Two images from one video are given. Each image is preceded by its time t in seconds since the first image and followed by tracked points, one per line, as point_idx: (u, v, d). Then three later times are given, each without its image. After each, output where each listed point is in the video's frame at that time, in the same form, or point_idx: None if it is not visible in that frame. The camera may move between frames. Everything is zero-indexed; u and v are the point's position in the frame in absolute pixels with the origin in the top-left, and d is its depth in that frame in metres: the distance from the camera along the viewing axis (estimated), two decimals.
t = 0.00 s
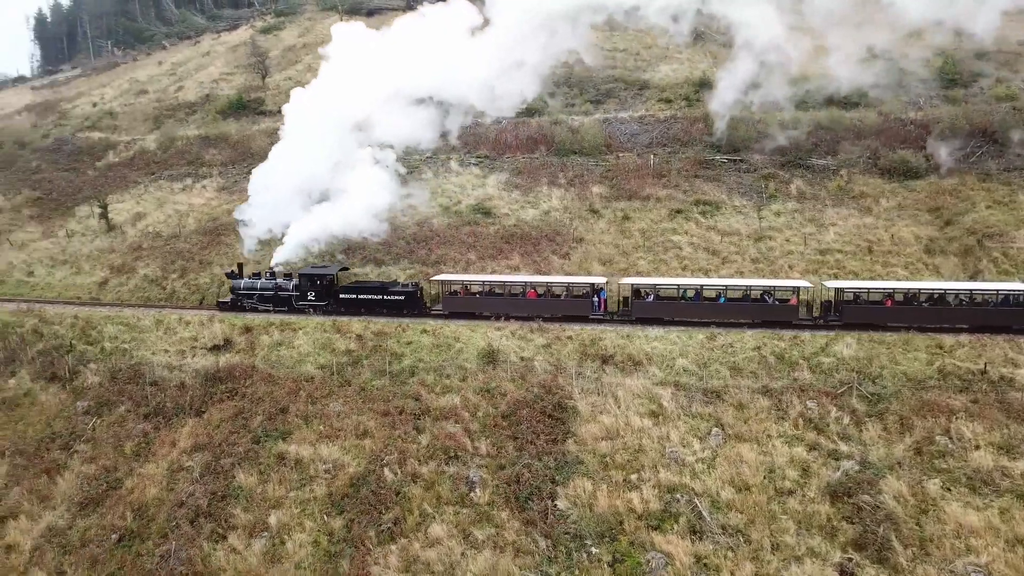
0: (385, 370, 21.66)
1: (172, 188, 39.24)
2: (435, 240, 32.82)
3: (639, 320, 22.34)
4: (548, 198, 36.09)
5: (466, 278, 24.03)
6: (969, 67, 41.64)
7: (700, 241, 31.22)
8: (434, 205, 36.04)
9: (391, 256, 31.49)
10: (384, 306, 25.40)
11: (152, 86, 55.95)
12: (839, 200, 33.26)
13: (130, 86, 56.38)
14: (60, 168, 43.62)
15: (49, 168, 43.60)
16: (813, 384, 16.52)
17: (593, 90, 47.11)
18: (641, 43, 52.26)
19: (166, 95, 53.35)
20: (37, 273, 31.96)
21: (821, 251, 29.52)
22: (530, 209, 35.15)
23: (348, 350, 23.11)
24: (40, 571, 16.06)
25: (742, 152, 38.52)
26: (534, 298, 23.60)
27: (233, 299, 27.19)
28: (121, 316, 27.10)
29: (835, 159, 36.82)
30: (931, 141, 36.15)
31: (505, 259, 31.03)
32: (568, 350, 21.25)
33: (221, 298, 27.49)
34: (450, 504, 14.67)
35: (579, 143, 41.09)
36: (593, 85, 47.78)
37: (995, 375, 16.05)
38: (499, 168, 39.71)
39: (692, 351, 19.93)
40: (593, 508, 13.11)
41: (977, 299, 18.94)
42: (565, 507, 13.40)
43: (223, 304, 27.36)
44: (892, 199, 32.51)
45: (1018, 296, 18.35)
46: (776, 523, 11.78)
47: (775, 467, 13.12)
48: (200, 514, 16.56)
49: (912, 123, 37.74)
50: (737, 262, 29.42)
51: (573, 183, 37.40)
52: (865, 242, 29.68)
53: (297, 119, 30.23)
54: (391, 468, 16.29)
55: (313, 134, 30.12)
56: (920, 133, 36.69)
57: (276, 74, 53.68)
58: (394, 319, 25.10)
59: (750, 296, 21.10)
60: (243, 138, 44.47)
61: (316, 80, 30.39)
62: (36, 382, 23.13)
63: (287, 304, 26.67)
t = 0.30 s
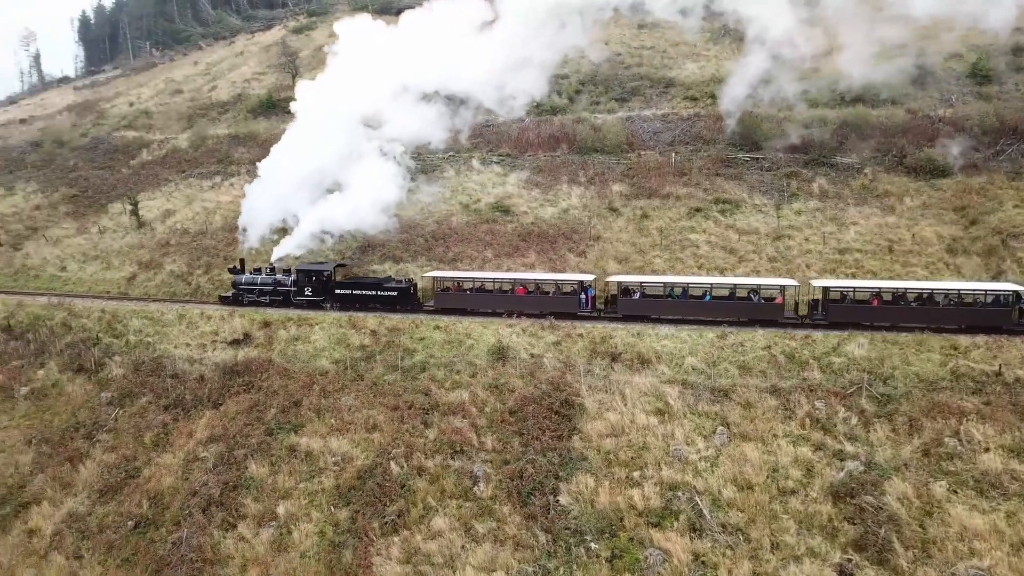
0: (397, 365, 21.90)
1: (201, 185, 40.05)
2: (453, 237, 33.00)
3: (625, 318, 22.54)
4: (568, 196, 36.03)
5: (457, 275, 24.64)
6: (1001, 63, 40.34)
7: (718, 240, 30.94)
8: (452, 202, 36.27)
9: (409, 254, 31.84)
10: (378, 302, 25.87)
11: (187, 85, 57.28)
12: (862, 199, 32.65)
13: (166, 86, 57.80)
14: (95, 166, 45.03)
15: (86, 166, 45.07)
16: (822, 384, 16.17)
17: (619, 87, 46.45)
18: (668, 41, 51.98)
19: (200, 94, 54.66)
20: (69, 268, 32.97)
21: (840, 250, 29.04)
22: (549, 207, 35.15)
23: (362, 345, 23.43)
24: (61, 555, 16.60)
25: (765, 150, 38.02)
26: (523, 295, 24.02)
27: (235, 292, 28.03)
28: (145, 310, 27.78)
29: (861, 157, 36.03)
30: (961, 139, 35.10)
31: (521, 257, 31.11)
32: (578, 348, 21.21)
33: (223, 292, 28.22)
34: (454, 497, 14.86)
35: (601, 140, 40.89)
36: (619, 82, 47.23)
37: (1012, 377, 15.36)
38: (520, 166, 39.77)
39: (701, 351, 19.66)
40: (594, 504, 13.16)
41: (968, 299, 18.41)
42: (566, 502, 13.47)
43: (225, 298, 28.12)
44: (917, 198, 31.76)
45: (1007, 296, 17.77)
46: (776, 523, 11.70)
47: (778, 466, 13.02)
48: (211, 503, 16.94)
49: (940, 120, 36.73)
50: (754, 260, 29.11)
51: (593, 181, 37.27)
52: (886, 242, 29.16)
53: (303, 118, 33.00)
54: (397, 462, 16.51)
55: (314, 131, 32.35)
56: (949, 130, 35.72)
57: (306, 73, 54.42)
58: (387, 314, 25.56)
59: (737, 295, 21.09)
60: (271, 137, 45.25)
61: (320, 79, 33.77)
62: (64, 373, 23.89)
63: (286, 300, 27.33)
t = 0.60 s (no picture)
0: (408, 360, 22.14)
1: (228, 183, 40.82)
2: (470, 235, 33.26)
3: (611, 315, 22.92)
4: (586, 195, 36.04)
5: (449, 272, 25.11)
6: None
7: (735, 238, 30.69)
8: (471, 201, 36.66)
9: (427, 251, 32.23)
10: (372, 298, 26.54)
11: (220, 85, 58.55)
12: (884, 198, 32.06)
13: (199, 86, 59.28)
14: (130, 165, 46.44)
15: (120, 165, 46.51)
16: (831, 384, 15.89)
17: (644, 86, 46.27)
18: (695, 40, 51.57)
19: (232, 93, 55.84)
20: (99, 263, 33.91)
21: (858, 250, 28.58)
22: (567, 205, 35.24)
23: (375, 340, 23.73)
24: (78, 540, 17.10)
25: (788, 148, 37.53)
26: (513, 292, 24.43)
27: (238, 287, 28.93)
28: (168, 305, 28.47)
29: (884, 155, 35.31)
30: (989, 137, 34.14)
31: (536, 255, 31.21)
32: (587, 346, 21.17)
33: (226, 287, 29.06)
34: (457, 491, 15.02)
35: (623, 138, 40.78)
36: (644, 80, 46.98)
37: None
38: (540, 164, 39.95)
39: (710, 349, 19.42)
40: (595, 500, 13.21)
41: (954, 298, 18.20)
42: (567, 498, 13.52)
43: (228, 293, 28.97)
44: (941, 197, 31.07)
45: (994, 296, 17.49)
46: (775, 522, 11.61)
47: (781, 466, 12.93)
48: (223, 493, 17.32)
49: (969, 118, 35.80)
50: (770, 259, 28.83)
51: (613, 179, 37.24)
52: (906, 241, 28.59)
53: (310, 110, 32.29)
54: (403, 456, 16.71)
55: (322, 124, 31.80)
56: (978, 128, 34.78)
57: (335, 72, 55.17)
58: (381, 310, 26.22)
59: (722, 293, 21.31)
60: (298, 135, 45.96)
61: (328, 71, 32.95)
62: (89, 365, 24.59)
63: (286, 295, 28.12)
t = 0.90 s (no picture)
0: (417, 356, 22.33)
1: (251, 181, 41.45)
2: (484, 233, 33.42)
3: (596, 313, 23.31)
4: (602, 193, 35.99)
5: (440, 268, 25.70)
6: None
7: (749, 237, 30.44)
8: (487, 199, 36.89)
9: (442, 249, 32.46)
10: (365, 293, 27.14)
11: (249, 84, 59.44)
12: (903, 197, 31.49)
13: (229, 86, 60.47)
14: (158, 164, 47.55)
15: (150, 163, 47.71)
16: (836, 384, 15.68)
17: (665, 83, 45.94)
18: (719, 37, 50.95)
19: (260, 93, 56.63)
20: (125, 259, 34.77)
21: (873, 249, 28.14)
22: (582, 203, 35.25)
23: (385, 336, 23.98)
24: (92, 527, 17.55)
25: (807, 146, 37.03)
26: (501, 288, 24.88)
27: (238, 282, 29.74)
28: (187, 300, 29.00)
29: (906, 153, 34.62)
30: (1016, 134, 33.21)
31: (549, 253, 31.19)
32: (594, 344, 21.08)
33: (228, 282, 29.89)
34: (458, 485, 15.16)
35: (641, 136, 40.58)
36: (666, 78, 46.64)
37: None
38: (558, 162, 39.99)
39: (716, 348, 19.20)
40: (593, 496, 13.26)
41: (937, 298, 18.29)
42: (566, 494, 13.60)
43: (230, 288, 29.79)
44: (963, 196, 30.41)
45: (977, 295, 17.55)
46: (772, 521, 11.57)
47: (781, 465, 12.87)
48: (231, 484, 17.66)
49: (996, 114, 34.85)
50: (783, 258, 28.51)
51: (630, 177, 37.16)
52: (923, 241, 28.07)
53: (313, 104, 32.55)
54: (406, 450, 16.88)
55: (327, 118, 32.15)
56: (1005, 125, 33.87)
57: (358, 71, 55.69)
58: (375, 305, 26.81)
59: (705, 291, 21.65)
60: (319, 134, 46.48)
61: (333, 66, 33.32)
62: (111, 358, 25.19)
63: (284, 290, 28.81)
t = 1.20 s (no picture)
0: (426, 352, 22.51)
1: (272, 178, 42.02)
2: (499, 231, 33.60)
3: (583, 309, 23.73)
4: (618, 191, 35.91)
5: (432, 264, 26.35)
6: None
7: (764, 236, 30.14)
8: (503, 197, 37.10)
9: (456, 246, 32.69)
10: (360, 287, 27.87)
11: (276, 83, 60.17)
12: (923, 196, 30.94)
13: (258, 84, 61.39)
14: (186, 163, 48.45)
15: (179, 162, 48.73)
16: (841, 384, 15.50)
17: (688, 81, 45.55)
18: (744, 34, 50.30)
19: (287, 91, 57.23)
20: (150, 255, 35.55)
21: (889, 249, 27.69)
22: (599, 201, 35.25)
23: (395, 332, 24.22)
24: (107, 514, 18.01)
25: (828, 144, 36.50)
26: (491, 284, 25.40)
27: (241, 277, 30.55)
28: (207, 295, 29.49)
29: (929, 151, 33.94)
30: None
31: (562, 252, 31.15)
32: (601, 342, 21.01)
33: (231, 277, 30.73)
34: (459, 479, 15.32)
35: (659, 134, 40.36)
36: (689, 76, 46.26)
37: None
38: (575, 161, 40.04)
39: (722, 346, 18.97)
40: (592, 492, 13.33)
41: (920, 297, 18.30)
42: (566, 490, 13.68)
43: (233, 283, 30.61)
44: (985, 195, 29.79)
45: (958, 295, 17.57)
46: (768, 520, 11.56)
47: (780, 464, 12.81)
48: (240, 475, 17.99)
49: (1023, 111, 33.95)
50: (797, 258, 28.17)
51: (648, 175, 37.04)
52: (940, 241, 27.55)
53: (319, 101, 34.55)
54: (411, 444, 17.07)
55: (331, 113, 33.76)
56: None
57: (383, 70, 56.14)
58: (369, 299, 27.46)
59: (688, 288, 21.98)
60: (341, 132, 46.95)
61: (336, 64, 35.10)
62: (131, 351, 25.75)
63: (284, 285, 29.61)
